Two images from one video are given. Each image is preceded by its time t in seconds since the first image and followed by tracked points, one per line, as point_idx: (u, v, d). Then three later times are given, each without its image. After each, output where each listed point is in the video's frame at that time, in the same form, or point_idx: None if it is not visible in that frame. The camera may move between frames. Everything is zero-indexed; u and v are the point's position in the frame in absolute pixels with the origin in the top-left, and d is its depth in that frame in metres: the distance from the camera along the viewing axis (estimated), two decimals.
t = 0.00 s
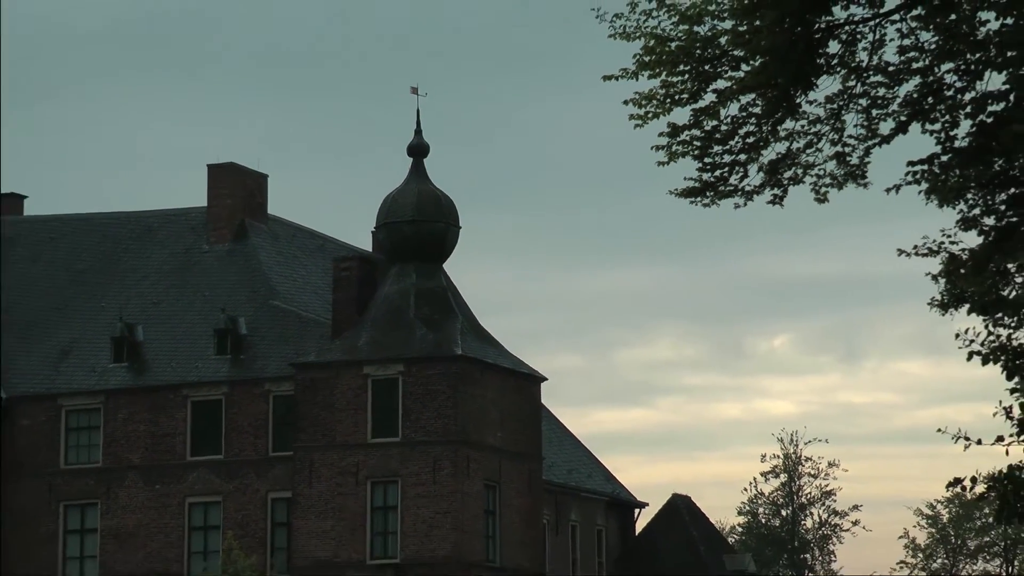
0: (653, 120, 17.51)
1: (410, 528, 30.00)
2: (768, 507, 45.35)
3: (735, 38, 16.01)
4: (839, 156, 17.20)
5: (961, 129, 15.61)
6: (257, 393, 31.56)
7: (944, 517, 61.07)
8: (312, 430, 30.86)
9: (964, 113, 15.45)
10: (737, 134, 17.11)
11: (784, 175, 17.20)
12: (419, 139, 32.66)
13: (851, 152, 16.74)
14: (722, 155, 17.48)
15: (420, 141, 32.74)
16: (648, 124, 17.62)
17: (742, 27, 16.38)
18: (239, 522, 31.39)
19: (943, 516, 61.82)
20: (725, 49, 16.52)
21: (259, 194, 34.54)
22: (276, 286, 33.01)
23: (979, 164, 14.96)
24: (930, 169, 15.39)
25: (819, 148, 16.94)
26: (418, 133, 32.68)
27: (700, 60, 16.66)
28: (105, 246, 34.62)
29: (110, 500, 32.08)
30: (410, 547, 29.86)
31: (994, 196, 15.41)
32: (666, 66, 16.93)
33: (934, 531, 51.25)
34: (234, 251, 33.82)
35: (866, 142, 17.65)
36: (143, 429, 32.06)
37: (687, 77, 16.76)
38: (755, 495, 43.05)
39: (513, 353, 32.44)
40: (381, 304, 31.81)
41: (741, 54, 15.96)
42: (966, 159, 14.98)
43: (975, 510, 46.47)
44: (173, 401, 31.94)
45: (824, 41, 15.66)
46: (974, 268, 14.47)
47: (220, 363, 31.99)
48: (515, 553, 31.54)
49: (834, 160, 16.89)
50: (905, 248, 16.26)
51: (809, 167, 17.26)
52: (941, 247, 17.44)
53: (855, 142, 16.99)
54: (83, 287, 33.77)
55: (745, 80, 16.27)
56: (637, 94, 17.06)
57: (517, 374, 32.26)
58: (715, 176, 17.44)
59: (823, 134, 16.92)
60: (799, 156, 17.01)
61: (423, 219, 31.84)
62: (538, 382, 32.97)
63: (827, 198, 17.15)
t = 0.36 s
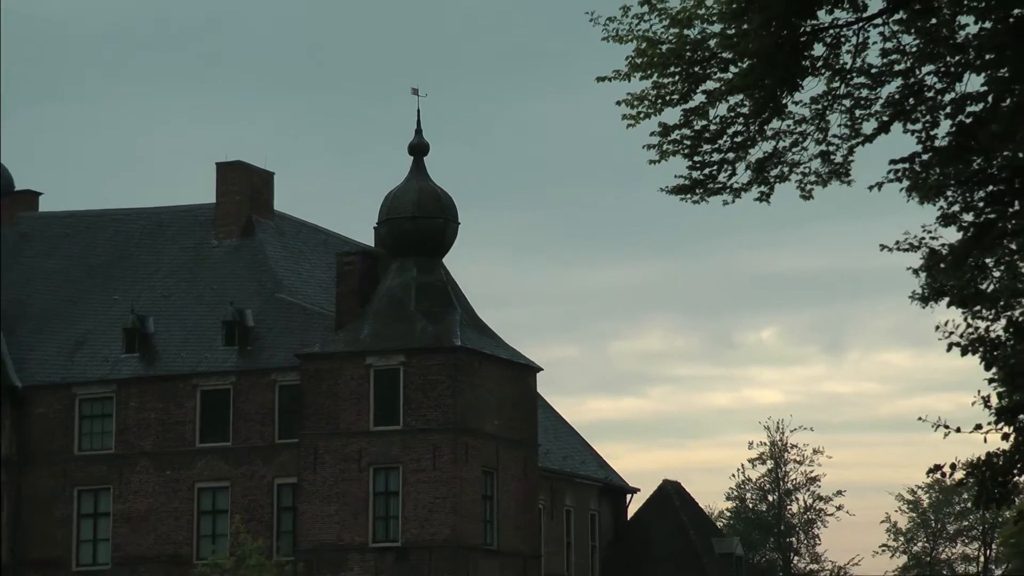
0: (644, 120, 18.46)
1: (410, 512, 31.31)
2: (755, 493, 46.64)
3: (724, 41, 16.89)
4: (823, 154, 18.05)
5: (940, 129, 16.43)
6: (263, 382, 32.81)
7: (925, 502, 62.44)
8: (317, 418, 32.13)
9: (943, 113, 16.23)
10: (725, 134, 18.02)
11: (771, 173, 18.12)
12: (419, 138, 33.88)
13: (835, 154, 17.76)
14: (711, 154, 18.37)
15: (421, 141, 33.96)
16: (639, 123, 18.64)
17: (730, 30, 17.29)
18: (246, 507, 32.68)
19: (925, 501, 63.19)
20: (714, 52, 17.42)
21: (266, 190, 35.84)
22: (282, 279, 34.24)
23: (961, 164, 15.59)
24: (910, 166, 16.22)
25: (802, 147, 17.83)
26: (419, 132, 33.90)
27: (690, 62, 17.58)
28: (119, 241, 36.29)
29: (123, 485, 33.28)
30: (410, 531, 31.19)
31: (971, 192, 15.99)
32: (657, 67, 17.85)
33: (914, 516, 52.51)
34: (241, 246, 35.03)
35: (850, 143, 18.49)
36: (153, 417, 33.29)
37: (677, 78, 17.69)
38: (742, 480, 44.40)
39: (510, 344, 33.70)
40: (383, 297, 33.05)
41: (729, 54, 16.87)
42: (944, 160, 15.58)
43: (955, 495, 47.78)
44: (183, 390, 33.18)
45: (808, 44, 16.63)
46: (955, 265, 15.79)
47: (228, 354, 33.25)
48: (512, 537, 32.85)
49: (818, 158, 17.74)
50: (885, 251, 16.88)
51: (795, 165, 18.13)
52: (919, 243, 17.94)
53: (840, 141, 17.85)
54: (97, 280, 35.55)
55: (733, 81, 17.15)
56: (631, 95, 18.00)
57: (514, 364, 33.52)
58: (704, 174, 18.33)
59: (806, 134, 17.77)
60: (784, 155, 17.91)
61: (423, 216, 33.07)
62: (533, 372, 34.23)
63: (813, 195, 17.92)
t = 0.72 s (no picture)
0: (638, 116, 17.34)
1: (413, 497, 32.64)
2: (745, 477, 48.03)
3: (713, 44, 15.39)
4: (807, 155, 17.94)
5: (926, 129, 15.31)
6: (272, 372, 34.11)
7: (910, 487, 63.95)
8: (324, 406, 33.46)
9: (927, 112, 15.13)
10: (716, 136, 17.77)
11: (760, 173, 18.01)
12: (422, 136, 35.14)
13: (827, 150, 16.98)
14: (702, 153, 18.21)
15: (423, 139, 35.22)
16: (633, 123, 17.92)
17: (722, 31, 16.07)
18: (255, 491, 34.02)
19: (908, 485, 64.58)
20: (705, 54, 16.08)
21: (274, 186, 37.23)
22: (289, 272, 35.51)
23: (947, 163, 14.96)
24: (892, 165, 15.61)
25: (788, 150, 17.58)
26: (421, 130, 35.16)
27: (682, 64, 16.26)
28: (132, 235, 37.60)
29: (137, 470, 34.61)
30: (413, 515, 32.53)
31: (954, 189, 15.57)
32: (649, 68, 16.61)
33: (898, 499, 53.82)
34: (251, 240, 36.32)
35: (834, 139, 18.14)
36: (166, 404, 34.60)
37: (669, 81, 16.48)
38: (732, 466, 45.78)
39: (509, 335, 35.01)
40: (386, 289, 34.34)
41: (718, 55, 15.34)
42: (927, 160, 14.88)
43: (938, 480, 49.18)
44: (194, 379, 34.48)
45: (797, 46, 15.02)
46: (937, 258, 15.47)
47: (238, 344, 34.54)
48: (510, 519, 34.18)
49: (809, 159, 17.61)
50: (868, 245, 16.81)
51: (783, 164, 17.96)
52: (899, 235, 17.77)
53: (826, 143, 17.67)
54: (112, 272, 36.91)
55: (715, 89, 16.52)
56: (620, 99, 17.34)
57: (513, 354, 34.83)
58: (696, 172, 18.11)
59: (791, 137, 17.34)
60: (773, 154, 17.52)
61: (425, 211, 34.34)
62: (531, 361, 35.53)
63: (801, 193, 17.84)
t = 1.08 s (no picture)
0: (635, 115, 17.90)
1: (416, 482, 33.96)
2: (736, 462, 49.46)
3: (704, 45, 15.93)
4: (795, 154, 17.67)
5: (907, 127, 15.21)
6: (279, 362, 35.40)
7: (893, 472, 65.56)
8: (330, 394, 34.76)
9: (910, 112, 15.26)
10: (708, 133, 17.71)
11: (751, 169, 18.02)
12: (424, 134, 36.44)
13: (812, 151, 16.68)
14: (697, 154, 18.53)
15: (425, 137, 36.51)
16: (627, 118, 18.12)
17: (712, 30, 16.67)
18: (263, 476, 35.33)
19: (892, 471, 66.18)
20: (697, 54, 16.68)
21: (281, 183, 38.47)
22: (296, 265, 36.79)
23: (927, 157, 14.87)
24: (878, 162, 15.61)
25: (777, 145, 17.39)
26: (423, 129, 36.47)
27: (674, 64, 16.87)
28: (144, 231, 38.91)
29: (150, 457, 35.91)
30: (416, 499, 33.84)
31: (936, 183, 15.46)
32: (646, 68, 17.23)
33: (883, 483, 55.24)
34: (259, 235, 37.60)
35: (823, 141, 18.41)
36: (177, 393, 35.89)
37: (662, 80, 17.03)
38: (723, 452, 47.22)
39: (508, 326, 36.32)
40: (390, 282, 35.62)
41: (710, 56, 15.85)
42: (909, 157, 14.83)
43: (921, 465, 50.63)
44: (205, 369, 35.78)
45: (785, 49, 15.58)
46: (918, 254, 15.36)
47: (246, 335, 35.82)
48: (509, 503, 35.50)
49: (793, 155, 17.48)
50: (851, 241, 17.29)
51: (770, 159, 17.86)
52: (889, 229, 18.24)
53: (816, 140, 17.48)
54: (125, 265, 38.19)
55: (715, 81, 16.15)
56: (618, 97, 17.49)
57: (512, 345, 36.14)
58: (687, 167, 18.31)
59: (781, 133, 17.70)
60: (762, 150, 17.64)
61: (427, 207, 35.62)
62: (530, 351, 36.83)
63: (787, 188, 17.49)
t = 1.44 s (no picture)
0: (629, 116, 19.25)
1: (419, 469, 35.29)
2: (727, 449, 50.84)
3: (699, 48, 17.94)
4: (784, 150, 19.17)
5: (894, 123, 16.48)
6: (287, 353, 36.73)
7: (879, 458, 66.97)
8: (336, 384, 36.08)
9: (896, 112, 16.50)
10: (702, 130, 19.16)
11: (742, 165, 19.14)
12: (426, 133, 37.75)
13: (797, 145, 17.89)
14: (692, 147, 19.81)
15: (428, 137, 37.82)
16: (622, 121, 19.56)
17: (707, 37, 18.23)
18: (272, 464, 36.67)
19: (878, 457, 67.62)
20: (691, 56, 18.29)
21: (288, 181, 39.82)
22: (303, 260, 38.11)
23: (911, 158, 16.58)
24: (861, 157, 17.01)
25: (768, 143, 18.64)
26: (426, 128, 37.78)
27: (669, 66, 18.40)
28: (157, 227, 40.26)
29: (162, 445, 37.24)
30: (419, 485, 35.19)
31: (920, 180, 17.05)
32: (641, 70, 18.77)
33: (869, 469, 56.88)
34: (267, 231, 38.92)
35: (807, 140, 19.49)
36: (189, 383, 37.23)
37: (657, 81, 18.58)
38: (715, 440, 48.62)
39: (508, 318, 37.65)
40: (394, 276, 36.96)
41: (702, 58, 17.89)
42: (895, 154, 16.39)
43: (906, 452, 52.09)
44: (215, 360, 37.10)
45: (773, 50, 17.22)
46: (904, 247, 17.03)
47: (255, 327, 37.13)
48: (509, 489, 36.84)
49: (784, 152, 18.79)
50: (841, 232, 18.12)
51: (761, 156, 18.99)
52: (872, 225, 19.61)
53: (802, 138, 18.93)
54: (138, 260, 39.54)
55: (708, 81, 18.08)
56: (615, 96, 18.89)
57: (512, 337, 37.48)
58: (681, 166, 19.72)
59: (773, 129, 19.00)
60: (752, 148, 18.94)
61: (429, 204, 36.94)
62: (528, 343, 38.17)
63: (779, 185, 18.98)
